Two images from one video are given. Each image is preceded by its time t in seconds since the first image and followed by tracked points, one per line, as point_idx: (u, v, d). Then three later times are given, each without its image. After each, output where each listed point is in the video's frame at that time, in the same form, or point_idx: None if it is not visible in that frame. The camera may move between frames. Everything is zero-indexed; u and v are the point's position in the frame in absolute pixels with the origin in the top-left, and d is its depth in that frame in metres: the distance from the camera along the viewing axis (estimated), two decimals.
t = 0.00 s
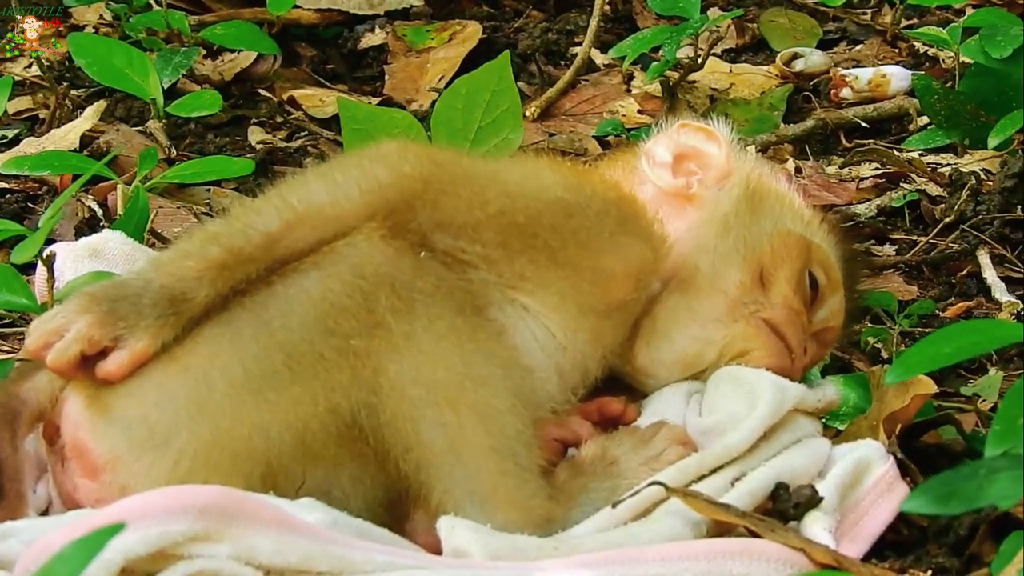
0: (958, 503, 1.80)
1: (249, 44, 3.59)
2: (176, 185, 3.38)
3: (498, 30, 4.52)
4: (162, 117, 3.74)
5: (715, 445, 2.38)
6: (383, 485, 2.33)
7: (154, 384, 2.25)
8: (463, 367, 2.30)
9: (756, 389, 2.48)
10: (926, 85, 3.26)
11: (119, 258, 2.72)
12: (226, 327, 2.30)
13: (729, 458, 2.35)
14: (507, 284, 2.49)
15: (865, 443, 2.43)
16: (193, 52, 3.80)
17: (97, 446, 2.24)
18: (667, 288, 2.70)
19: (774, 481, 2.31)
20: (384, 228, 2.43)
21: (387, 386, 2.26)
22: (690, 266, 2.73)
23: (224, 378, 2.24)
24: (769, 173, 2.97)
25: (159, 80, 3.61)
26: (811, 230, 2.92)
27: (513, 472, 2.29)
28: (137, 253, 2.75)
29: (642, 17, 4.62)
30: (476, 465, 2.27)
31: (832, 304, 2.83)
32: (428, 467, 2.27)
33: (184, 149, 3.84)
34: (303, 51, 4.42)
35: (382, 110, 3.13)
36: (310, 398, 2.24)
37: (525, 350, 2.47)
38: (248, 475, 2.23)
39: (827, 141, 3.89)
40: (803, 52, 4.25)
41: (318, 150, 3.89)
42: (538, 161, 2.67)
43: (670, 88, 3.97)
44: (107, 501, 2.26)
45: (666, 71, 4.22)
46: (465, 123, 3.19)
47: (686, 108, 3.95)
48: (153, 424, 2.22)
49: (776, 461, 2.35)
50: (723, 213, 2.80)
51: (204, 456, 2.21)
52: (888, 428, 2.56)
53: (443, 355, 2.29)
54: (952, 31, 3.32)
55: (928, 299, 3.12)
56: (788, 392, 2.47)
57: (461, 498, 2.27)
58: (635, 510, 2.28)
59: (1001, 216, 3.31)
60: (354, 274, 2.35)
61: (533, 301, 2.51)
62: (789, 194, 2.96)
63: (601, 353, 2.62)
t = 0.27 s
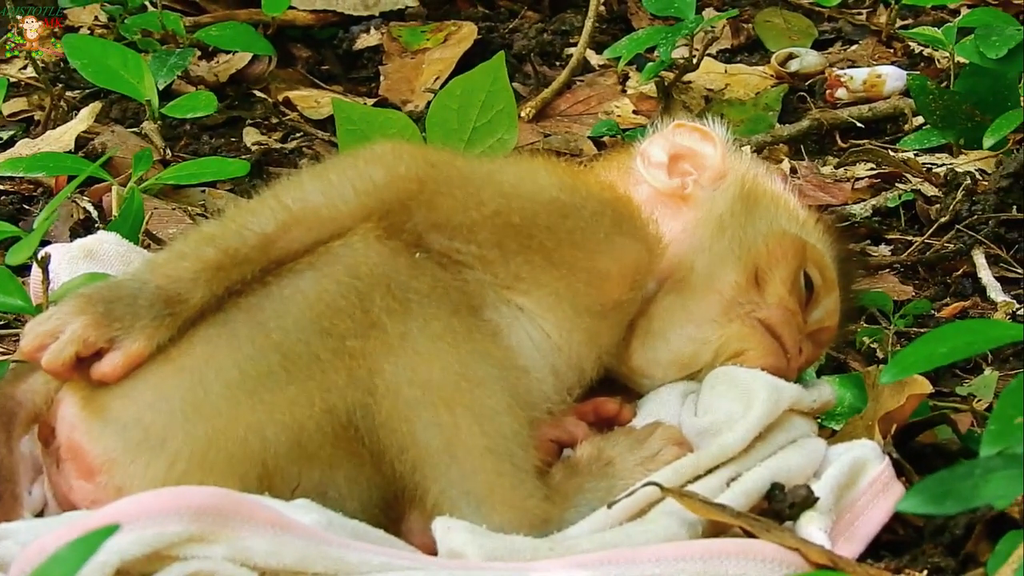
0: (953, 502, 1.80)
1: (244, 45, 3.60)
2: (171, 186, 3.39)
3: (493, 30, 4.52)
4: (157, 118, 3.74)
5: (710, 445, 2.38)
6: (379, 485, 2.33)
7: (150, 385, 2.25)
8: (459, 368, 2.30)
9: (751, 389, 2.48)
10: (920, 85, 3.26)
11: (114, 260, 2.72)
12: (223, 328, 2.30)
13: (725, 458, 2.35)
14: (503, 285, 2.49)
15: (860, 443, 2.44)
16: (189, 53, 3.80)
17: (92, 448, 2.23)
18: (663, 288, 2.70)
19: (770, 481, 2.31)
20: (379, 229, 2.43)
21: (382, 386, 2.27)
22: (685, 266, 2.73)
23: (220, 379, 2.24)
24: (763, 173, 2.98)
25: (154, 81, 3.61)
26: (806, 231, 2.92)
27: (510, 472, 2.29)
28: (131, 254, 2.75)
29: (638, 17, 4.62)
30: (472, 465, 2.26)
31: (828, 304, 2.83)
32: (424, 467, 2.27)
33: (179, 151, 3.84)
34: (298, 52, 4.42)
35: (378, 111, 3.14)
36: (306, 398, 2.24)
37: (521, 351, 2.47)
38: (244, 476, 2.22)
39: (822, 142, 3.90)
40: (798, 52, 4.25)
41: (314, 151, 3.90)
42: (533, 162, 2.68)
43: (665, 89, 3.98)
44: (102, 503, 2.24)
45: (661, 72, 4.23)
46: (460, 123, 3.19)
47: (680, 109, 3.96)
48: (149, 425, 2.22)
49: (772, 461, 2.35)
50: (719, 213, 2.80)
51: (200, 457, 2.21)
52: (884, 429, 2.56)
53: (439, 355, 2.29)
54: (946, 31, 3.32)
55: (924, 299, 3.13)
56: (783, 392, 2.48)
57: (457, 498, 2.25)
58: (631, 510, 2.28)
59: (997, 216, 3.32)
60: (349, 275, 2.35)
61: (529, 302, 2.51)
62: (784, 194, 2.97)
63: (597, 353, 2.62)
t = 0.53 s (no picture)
0: (948, 503, 1.78)
1: (238, 46, 3.60)
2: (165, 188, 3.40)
3: (486, 31, 4.52)
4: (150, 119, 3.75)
5: (705, 446, 2.38)
6: (373, 487, 2.32)
7: (144, 386, 2.24)
8: (453, 369, 2.29)
9: (746, 390, 2.48)
10: (914, 86, 3.30)
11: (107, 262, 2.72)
12: (216, 329, 2.30)
13: (719, 459, 2.35)
14: (496, 286, 2.49)
15: (854, 445, 2.44)
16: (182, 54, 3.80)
17: (87, 449, 2.22)
18: (657, 289, 2.71)
19: (765, 482, 2.31)
20: (373, 229, 2.43)
21: (376, 387, 2.26)
22: (678, 267, 2.73)
23: (214, 380, 2.23)
24: (758, 174, 2.97)
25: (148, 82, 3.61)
26: (800, 232, 2.92)
27: (503, 473, 2.29)
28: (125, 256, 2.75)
29: (631, 18, 4.62)
30: (465, 466, 2.26)
31: (821, 305, 2.84)
32: (418, 468, 2.27)
33: (173, 152, 3.85)
34: (291, 53, 4.42)
35: (371, 112, 3.14)
36: (299, 400, 2.24)
37: (514, 352, 2.46)
38: (238, 477, 2.22)
39: (816, 143, 3.89)
40: (791, 53, 4.25)
41: (307, 152, 3.89)
42: (526, 162, 2.68)
43: (659, 90, 3.98)
44: (96, 503, 2.24)
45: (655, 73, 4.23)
46: (454, 124, 3.19)
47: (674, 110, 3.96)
48: (143, 427, 2.21)
49: (766, 462, 2.35)
50: (712, 215, 2.80)
51: (194, 459, 2.20)
52: (878, 430, 2.56)
53: (433, 356, 2.29)
54: (940, 32, 3.31)
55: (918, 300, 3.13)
56: (778, 393, 2.47)
57: (452, 499, 2.26)
58: (625, 511, 2.28)
59: (990, 217, 3.33)
60: (343, 276, 2.35)
61: (523, 303, 2.51)
62: (778, 195, 2.96)
63: (591, 354, 2.62)
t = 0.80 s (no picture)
0: (946, 506, 1.77)
1: (234, 49, 3.60)
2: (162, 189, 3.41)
3: (482, 33, 4.52)
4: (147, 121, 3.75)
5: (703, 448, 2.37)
6: (369, 489, 2.31)
7: (141, 388, 2.24)
8: (450, 371, 2.29)
9: (744, 392, 2.47)
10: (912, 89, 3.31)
11: (104, 263, 2.71)
12: (214, 331, 2.30)
13: (717, 461, 2.34)
14: (493, 288, 2.49)
15: (852, 447, 2.43)
16: (178, 57, 3.80)
17: (84, 450, 2.22)
18: (654, 292, 2.70)
19: (763, 484, 2.30)
20: (370, 232, 2.43)
21: (373, 389, 2.26)
22: (676, 269, 2.73)
23: (211, 382, 2.23)
24: (756, 177, 2.98)
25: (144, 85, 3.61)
26: (798, 235, 2.92)
27: (501, 475, 2.28)
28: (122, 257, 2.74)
29: (627, 20, 4.63)
30: (463, 468, 2.25)
31: (819, 308, 2.84)
32: (415, 470, 2.26)
33: (169, 154, 3.86)
34: (287, 56, 4.43)
35: (368, 114, 3.14)
36: (296, 402, 2.23)
37: (511, 353, 2.46)
38: (235, 479, 2.21)
39: (812, 145, 3.89)
40: (787, 55, 4.25)
41: (303, 154, 3.89)
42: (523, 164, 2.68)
43: (655, 92, 3.99)
44: (93, 505, 2.24)
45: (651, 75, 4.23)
46: (451, 127, 3.19)
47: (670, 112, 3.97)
48: (140, 428, 2.21)
49: (764, 464, 2.34)
50: (710, 216, 2.80)
51: (191, 461, 2.20)
52: (875, 432, 2.55)
53: (430, 357, 2.29)
54: (937, 34, 3.31)
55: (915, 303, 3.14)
56: (776, 395, 2.47)
57: (449, 501, 2.25)
58: (623, 513, 2.27)
59: (987, 220, 3.32)
60: (340, 277, 2.34)
61: (520, 305, 2.50)
62: (776, 198, 2.96)
63: (588, 356, 2.62)
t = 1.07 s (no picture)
0: (946, 506, 1.77)
1: (232, 49, 3.60)
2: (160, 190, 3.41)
3: (481, 34, 4.52)
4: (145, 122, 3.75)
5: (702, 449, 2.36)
6: (367, 489, 2.31)
7: (139, 388, 2.24)
8: (449, 372, 2.29)
9: (743, 393, 2.47)
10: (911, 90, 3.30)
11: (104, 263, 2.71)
12: (212, 332, 2.30)
13: (716, 462, 2.33)
14: (492, 288, 2.48)
15: (851, 447, 2.43)
16: (177, 58, 3.80)
17: (83, 450, 2.22)
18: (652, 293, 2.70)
19: (762, 485, 2.30)
20: (369, 232, 2.43)
21: (372, 389, 2.25)
22: (675, 270, 2.73)
23: (210, 382, 2.23)
24: (756, 177, 2.98)
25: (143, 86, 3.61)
26: (797, 235, 2.92)
27: (499, 476, 2.28)
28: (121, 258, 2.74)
29: (626, 22, 4.63)
30: (462, 468, 2.25)
31: (818, 308, 2.83)
32: (414, 471, 2.26)
33: (168, 155, 3.86)
34: (286, 57, 4.43)
35: (368, 114, 3.14)
36: (295, 402, 2.23)
37: (510, 353, 2.46)
38: (233, 480, 2.21)
39: (811, 146, 3.89)
40: (786, 56, 4.25)
41: (303, 156, 3.89)
42: (521, 164, 2.68)
43: (654, 93, 3.99)
44: (92, 505, 2.24)
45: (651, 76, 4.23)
46: (450, 127, 3.19)
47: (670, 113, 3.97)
48: (139, 429, 2.21)
49: (763, 465, 2.34)
50: (709, 217, 2.80)
51: (189, 461, 2.20)
52: (875, 433, 2.55)
53: (429, 358, 2.29)
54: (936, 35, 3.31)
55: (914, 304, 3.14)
56: (775, 396, 2.47)
57: (447, 501, 2.25)
58: (622, 514, 2.27)
59: (987, 220, 3.31)
60: (339, 278, 2.34)
61: (519, 305, 2.50)
62: (775, 198, 2.97)
63: (587, 356, 2.61)
